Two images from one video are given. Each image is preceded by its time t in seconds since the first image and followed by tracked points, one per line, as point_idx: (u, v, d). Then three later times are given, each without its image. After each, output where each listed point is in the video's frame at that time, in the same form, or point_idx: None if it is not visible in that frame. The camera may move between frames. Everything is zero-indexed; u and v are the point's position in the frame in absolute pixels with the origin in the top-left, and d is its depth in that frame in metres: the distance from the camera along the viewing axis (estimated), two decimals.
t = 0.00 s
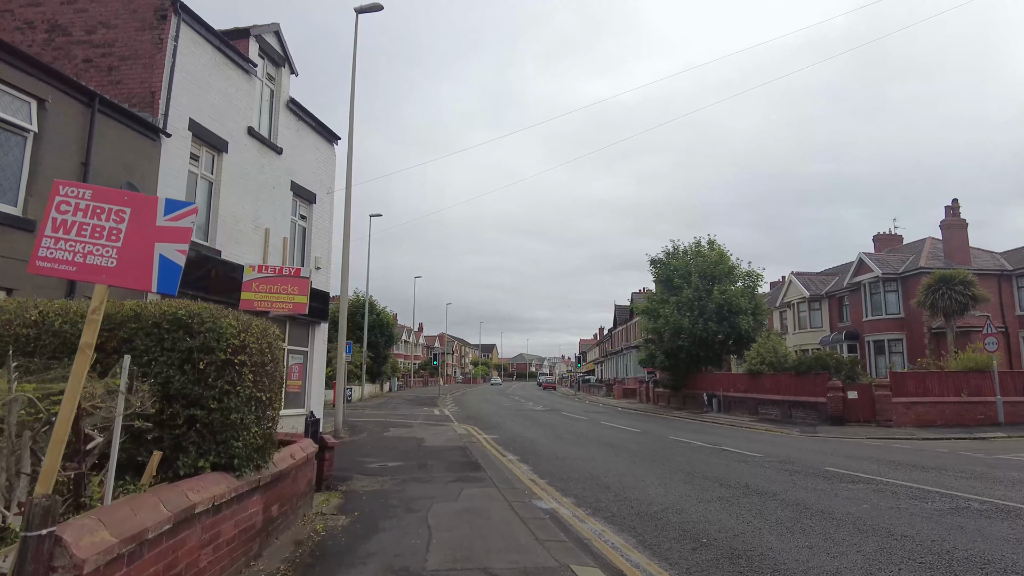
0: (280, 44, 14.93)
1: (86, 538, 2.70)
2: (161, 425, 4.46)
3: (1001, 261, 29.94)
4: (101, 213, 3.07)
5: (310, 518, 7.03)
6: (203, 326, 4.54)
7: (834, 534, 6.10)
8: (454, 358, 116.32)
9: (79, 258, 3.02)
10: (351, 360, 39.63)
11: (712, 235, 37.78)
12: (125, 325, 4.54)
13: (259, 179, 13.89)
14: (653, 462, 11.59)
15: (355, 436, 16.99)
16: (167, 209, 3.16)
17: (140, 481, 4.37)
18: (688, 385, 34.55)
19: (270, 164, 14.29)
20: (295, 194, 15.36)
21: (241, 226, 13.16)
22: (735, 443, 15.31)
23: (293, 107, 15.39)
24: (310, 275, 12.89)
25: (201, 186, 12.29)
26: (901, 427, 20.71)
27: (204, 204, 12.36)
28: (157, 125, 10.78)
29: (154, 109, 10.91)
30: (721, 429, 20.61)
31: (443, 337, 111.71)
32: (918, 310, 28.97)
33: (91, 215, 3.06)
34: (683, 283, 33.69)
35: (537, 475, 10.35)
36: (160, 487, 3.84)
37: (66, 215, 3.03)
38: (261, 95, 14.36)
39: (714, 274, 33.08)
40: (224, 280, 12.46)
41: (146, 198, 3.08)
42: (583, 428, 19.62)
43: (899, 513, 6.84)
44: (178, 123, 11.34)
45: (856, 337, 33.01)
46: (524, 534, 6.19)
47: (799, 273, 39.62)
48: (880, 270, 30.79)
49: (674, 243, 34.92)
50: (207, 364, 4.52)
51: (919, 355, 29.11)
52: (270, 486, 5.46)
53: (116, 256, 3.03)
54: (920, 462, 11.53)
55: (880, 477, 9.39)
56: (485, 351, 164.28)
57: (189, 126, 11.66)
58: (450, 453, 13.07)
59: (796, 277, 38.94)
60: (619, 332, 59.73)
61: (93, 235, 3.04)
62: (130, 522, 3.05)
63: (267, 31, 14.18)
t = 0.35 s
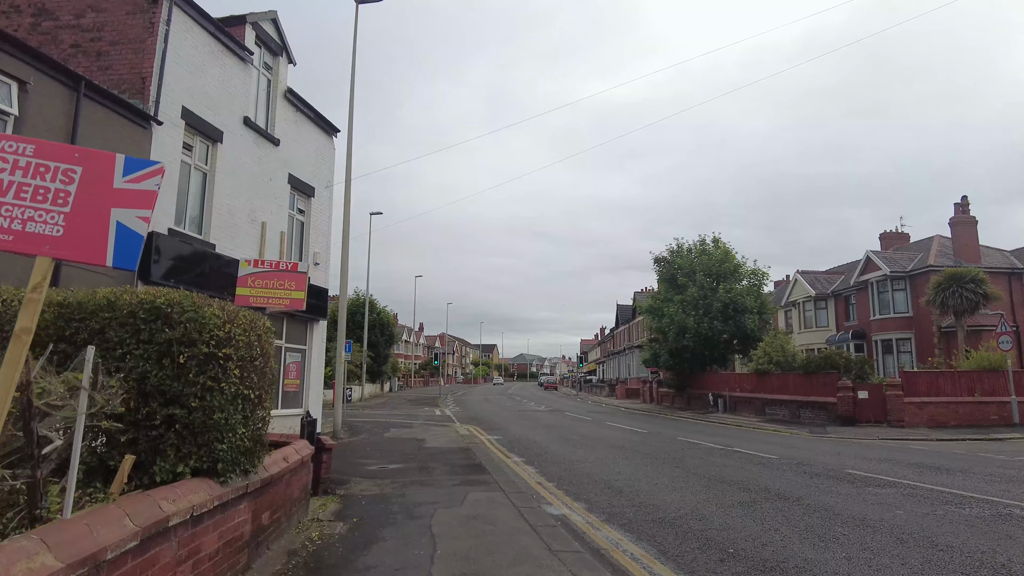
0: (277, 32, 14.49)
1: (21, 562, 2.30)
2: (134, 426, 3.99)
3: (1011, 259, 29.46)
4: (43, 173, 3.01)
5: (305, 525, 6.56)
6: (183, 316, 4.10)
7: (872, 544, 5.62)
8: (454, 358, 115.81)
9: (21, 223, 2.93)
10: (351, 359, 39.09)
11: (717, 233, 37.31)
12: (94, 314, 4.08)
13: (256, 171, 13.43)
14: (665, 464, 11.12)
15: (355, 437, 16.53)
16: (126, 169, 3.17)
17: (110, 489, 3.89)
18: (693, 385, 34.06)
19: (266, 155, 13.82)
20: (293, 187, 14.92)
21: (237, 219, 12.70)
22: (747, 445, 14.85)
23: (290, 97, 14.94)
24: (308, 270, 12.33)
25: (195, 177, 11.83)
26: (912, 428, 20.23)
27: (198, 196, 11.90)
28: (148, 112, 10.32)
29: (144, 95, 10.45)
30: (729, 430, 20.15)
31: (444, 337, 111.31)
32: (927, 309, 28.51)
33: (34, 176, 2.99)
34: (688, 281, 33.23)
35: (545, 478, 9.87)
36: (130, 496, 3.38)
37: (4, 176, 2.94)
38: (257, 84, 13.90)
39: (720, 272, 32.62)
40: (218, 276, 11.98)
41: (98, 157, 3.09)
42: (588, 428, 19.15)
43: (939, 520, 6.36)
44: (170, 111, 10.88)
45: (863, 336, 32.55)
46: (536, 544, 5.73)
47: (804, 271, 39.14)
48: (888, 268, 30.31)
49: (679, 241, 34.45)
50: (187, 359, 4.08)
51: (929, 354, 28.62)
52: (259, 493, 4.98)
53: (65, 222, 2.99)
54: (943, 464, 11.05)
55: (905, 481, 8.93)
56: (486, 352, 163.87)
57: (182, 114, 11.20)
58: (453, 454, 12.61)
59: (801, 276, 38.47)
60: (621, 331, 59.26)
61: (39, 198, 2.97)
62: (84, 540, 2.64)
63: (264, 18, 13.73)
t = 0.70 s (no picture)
0: (271, 24, 14.07)
1: None
2: (94, 442, 3.54)
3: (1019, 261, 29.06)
4: None
5: (293, 542, 6.11)
6: (151, 318, 3.65)
7: (911, 568, 5.16)
8: (454, 360, 115.30)
9: None
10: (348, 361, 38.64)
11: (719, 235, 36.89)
12: (49, 315, 3.61)
13: (249, 167, 12.99)
14: (674, 473, 10.67)
15: (351, 442, 16.07)
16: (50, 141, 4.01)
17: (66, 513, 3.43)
18: (695, 388, 33.61)
19: (260, 152, 13.38)
20: (288, 185, 14.47)
21: (228, 217, 12.26)
22: (756, 451, 14.39)
23: (285, 91, 14.51)
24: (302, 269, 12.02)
25: (184, 172, 11.38)
26: (922, 433, 19.78)
27: (187, 192, 11.45)
28: (134, 105, 9.88)
29: (130, 87, 10.01)
30: (735, 435, 19.70)
31: (442, 339, 110.87)
32: (934, 311, 28.09)
33: None
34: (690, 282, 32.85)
35: (549, 489, 9.42)
36: (80, 526, 2.94)
37: None
38: (250, 78, 13.46)
39: (722, 274, 32.21)
40: (205, 278, 11.46)
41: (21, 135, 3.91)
42: (590, 434, 18.71)
43: (977, 538, 5.91)
44: (158, 104, 10.44)
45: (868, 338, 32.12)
46: (544, 567, 5.28)
47: (807, 273, 38.74)
48: (893, 269, 29.90)
49: (681, 242, 34.03)
50: (155, 366, 3.62)
51: (936, 357, 28.18)
52: (239, 511, 4.53)
53: None
54: (964, 473, 10.60)
55: (929, 491, 8.49)
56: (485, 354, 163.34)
57: (171, 107, 10.76)
58: (451, 462, 12.15)
59: (805, 278, 38.05)
60: (622, 334, 58.83)
61: None
62: None
63: (257, 10, 13.31)
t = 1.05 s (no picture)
0: (259, 9, 13.52)
1: None
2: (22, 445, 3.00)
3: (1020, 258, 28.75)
4: None
5: (271, 552, 5.60)
6: (93, 300, 3.15)
7: None
8: (449, 360, 114.72)
9: None
10: (342, 361, 38.04)
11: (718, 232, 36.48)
12: None
13: (235, 157, 12.44)
14: (678, 475, 10.20)
15: (342, 443, 15.56)
16: None
17: None
18: (694, 387, 33.19)
19: (246, 141, 12.83)
20: (276, 176, 13.94)
21: (213, 208, 11.71)
22: (760, 451, 13.96)
23: (273, 79, 13.96)
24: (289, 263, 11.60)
25: (166, 160, 10.82)
26: (927, 432, 19.35)
27: (169, 181, 10.89)
28: (110, 87, 9.30)
29: (107, 68, 9.44)
30: (736, 434, 19.25)
31: (438, 339, 110.38)
32: (936, 308, 27.72)
33: None
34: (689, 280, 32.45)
35: (548, 491, 8.95)
36: None
37: None
38: (237, 64, 12.91)
39: (721, 271, 31.82)
40: (188, 270, 10.95)
41: None
42: (589, 433, 18.26)
43: (1014, 545, 5.46)
44: (136, 87, 9.88)
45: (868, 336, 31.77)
46: None
47: (806, 271, 38.37)
48: (894, 267, 29.53)
49: (679, 239, 33.60)
50: (96, 355, 3.11)
51: (937, 355, 27.83)
52: (205, 521, 4.03)
53: None
54: (979, 473, 10.17)
55: (948, 493, 8.05)
56: (481, 353, 162.95)
57: (151, 91, 10.21)
58: (446, 463, 11.65)
59: (804, 275, 37.69)
60: (618, 333, 58.48)
61: None
62: None
63: None
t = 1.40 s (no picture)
0: None
1: None
2: None
3: None
4: None
5: (254, 567, 5.12)
6: (30, 285, 2.68)
7: None
8: (448, 361, 114.26)
9: None
10: (339, 361, 37.58)
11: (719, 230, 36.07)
12: None
13: (225, 148, 11.96)
14: (687, 478, 9.76)
15: (338, 445, 15.08)
16: None
17: None
18: (696, 387, 32.74)
19: (237, 132, 12.36)
20: (268, 168, 13.47)
21: (201, 200, 11.24)
22: (769, 453, 13.50)
23: (265, 68, 13.49)
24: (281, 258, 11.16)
25: (151, 150, 10.34)
26: (937, 433, 18.92)
27: (155, 172, 10.41)
28: (90, 71, 8.80)
29: (86, 52, 8.94)
30: (742, 436, 18.83)
31: (436, 339, 109.92)
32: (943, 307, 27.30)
33: None
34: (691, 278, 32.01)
35: (553, 497, 8.50)
36: None
37: None
38: (227, 53, 12.43)
39: (724, 270, 31.41)
40: (180, 264, 10.48)
41: None
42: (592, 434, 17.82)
43: None
44: (118, 72, 9.40)
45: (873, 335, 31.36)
46: None
47: (809, 270, 37.96)
48: (900, 265, 29.11)
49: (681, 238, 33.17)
50: (34, 349, 2.64)
51: (944, 355, 27.43)
52: (174, 537, 3.57)
53: None
54: (1003, 476, 9.72)
55: (978, 499, 7.59)
56: (480, 354, 162.44)
57: (134, 77, 9.73)
58: (445, 466, 11.18)
59: (807, 274, 37.28)
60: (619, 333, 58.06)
61: None
62: None
63: None
